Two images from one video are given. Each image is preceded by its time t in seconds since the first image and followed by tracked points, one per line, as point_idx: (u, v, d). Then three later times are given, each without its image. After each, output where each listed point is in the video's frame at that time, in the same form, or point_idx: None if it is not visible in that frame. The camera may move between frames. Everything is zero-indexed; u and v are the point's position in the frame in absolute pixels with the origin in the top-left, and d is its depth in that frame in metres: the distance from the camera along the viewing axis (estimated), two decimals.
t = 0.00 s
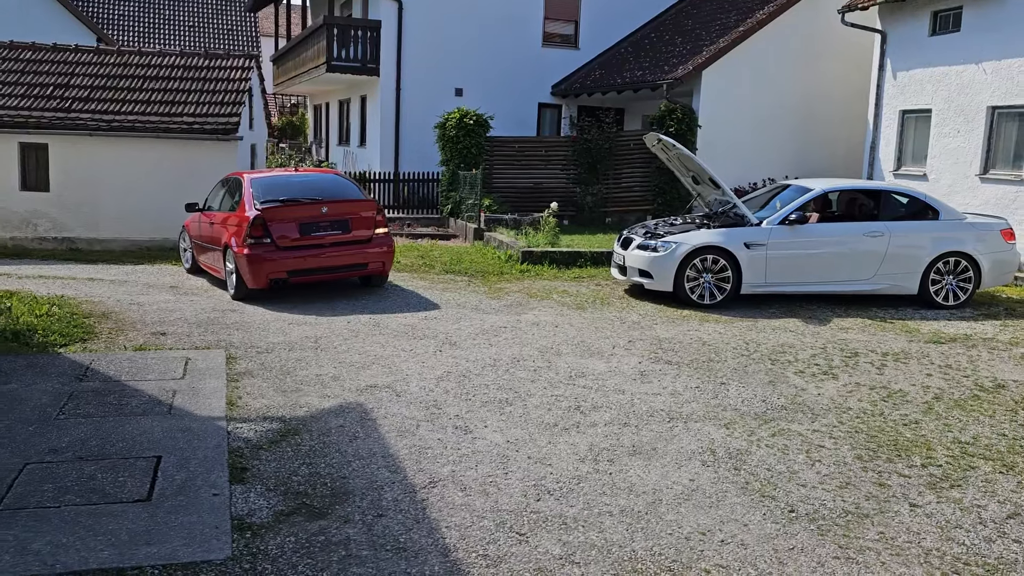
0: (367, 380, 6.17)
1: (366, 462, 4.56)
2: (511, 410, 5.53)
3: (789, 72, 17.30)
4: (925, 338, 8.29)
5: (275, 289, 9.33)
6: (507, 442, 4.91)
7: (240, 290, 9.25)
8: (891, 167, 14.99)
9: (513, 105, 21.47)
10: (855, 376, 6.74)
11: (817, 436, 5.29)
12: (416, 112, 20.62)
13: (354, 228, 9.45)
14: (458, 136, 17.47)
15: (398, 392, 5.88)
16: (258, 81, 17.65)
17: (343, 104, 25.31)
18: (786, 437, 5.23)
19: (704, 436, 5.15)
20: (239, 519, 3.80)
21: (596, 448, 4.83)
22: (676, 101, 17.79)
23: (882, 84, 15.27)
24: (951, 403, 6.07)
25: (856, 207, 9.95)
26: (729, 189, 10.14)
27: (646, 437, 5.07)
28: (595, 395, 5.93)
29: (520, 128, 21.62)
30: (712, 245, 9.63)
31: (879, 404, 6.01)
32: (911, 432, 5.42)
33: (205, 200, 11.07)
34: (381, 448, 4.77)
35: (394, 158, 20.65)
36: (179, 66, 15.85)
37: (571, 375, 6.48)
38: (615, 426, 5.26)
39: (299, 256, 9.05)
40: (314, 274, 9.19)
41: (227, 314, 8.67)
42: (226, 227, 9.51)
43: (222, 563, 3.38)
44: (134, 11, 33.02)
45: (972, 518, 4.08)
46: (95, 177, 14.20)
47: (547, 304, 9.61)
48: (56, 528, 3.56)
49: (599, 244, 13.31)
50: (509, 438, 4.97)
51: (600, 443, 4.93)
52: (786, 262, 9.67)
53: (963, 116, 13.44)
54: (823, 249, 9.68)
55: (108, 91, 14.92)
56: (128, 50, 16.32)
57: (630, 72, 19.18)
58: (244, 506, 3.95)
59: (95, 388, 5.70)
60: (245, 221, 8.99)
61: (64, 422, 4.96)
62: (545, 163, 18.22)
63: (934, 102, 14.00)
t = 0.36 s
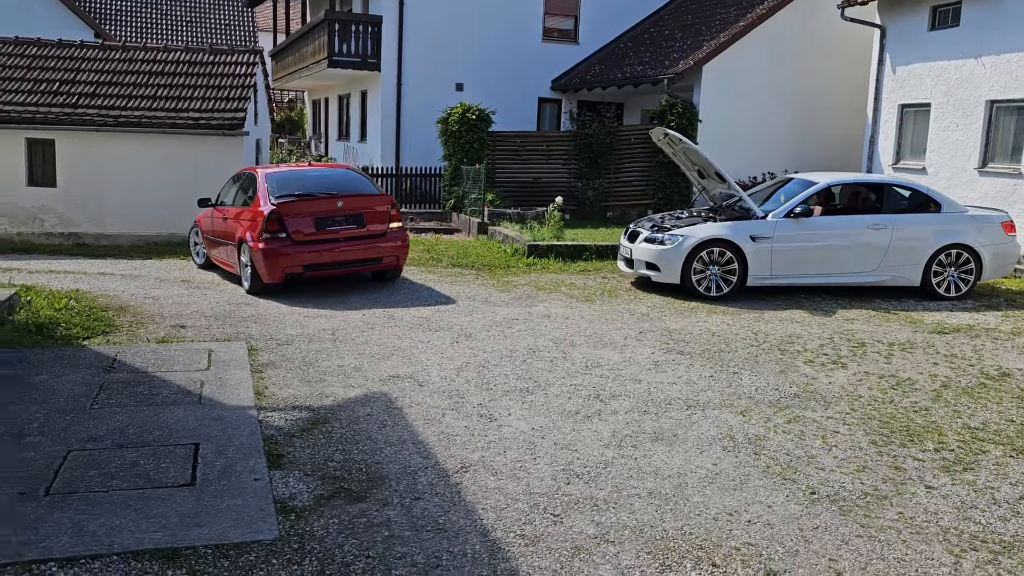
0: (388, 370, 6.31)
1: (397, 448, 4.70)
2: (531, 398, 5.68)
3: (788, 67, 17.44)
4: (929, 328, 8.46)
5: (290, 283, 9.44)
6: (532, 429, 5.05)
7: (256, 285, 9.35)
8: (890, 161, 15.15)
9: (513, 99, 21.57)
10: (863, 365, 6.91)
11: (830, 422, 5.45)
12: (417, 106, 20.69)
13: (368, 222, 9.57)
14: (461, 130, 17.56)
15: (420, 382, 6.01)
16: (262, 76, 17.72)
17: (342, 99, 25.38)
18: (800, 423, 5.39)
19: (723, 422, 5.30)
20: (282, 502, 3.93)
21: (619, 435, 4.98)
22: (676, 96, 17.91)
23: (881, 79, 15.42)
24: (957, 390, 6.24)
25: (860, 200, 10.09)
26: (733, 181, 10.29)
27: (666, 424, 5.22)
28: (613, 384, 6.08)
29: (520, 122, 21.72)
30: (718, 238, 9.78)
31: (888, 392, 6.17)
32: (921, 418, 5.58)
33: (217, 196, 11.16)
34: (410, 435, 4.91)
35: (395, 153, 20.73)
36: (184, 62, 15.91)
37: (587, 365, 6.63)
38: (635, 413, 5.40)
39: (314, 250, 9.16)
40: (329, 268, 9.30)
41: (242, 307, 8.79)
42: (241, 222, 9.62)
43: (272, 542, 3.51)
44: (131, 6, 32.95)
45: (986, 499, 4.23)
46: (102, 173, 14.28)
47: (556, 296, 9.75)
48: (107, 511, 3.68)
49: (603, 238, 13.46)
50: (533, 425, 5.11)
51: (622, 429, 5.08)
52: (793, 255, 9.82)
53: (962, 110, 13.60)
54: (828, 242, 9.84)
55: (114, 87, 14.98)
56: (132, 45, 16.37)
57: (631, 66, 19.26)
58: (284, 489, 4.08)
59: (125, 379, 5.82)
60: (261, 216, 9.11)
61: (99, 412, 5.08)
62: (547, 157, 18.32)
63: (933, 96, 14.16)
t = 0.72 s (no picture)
0: (405, 361, 6.48)
1: (420, 435, 4.87)
2: (546, 389, 5.85)
3: (789, 65, 17.61)
4: (930, 321, 8.64)
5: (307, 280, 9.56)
6: (549, 418, 5.23)
7: (273, 281, 9.47)
8: (890, 157, 15.32)
9: (516, 95, 21.71)
10: (866, 357, 7.08)
11: (836, 411, 5.63)
12: (420, 102, 20.80)
13: (386, 219, 9.65)
14: (465, 126, 17.71)
15: (437, 372, 6.18)
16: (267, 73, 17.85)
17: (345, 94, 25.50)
18: (807, 413, 5.56)
19: (732, 412, 5.48)
20: (314, 485, 4.11)
21: (633, 423, 5.15)
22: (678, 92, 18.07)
23: (881, 76, 15.58)
24: (958, 381, 6.42)
25: (862, 196, 10.27)
26: (737, 176, 10.46)
27: (677, 413, 5.40)
28: (624, 375, 6.25)
29: (523, 118, 21.86)
30: (723, 234, 9.94)
31: (891, 383, 6.35)
32: (923, 408, 5.76)
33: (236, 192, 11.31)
34: (431, 424, 5.08)
35: (399, 150, 20.73)
36: (191, 58, 16.06)
37: (598, 357, 6.80)
38: (647, 403, 5.58)
39: (332, 247, 9.26)
40: (347, 264, 9.40)
41: (256, 301, 8.95)
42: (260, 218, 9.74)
43: (308, 522, 3.68)
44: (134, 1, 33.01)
45: (987, 483, 4.41)
46: (111, 168, 14.41)
47: (563, 290, 9.92)
48: (148, 494, 3.85)
49: (608, 233, 13.63)
50: (550, 414, 5.29)
51: (635, 418, 5.26)
52: (797, 251, 10.00)
53: (961, 107, 13.77)
54: (832, 238, 10.01)
55: (122, 83, 15.13)
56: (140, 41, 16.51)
57: (633, 63, 19.38)
58: (314, 474, 4.25)
59: (150, 369, 5.98)
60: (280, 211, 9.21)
61: (129, 400, 5.25)
62: (550, 153, 18.47)
63: (933, 93, 14.32)
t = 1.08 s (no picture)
0: (410, 355, 6.68)
1: (428, 425, 5.08)
2: (548, 381, 6.06)
3: (784, 66, 17.85)
4: (920, 319, 8.86)
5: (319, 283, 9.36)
6: (551, 409, 5.43)
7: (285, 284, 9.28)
8: (883, 158, 15.56)
9: (514, 96, 21.91)
10: (858, 353, 7.31)
11: (827, 403, 5.85)
12: (419, 102, 20.97)
13: (402, 222, 9.40)
14: (463, 126, 17.90)
15: (442, 366, 6.39)
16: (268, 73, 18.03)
17: (344, 94, 25.67)
18: (798, 404, 5.79)
19: (727, 403, 5.70)
20: (330, 471, 4.30)
21: (632, 414, 5.36)
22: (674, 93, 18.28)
23: (874, 78, 15.81)
24: (945, 375, 6.65)
25: (855, 197, 10.50)
26: (732, 176, 10.65)
27: (674, 404, 5.61)
28: (622, 369, 6.46)
29: (520, 119, 22.06)
30: (718, 233, 10.16)
31: (880, 376, 6.57)
32: (910, 400, 5.98)
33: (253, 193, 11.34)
34: (438, 414, 5.28)
35: (397, 148, 20.93)
36: (193, 58, 16.24)
37: (597, 351, 7.02)
38: (645, 395, 5.79)
39: (345, 249, 9.03)
40: (360, 268, 9.16)
41: (262, 297, 9.13)
42: (274, 219, 9.58)
43: (327, 505, 3.88)
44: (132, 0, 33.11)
45: (970, 470, 4.63)
46: (114, 167, 14.56)
47: (562, 288, 10.12)
48: (173, 477, 4.04)
49: (606, 233, 13.84)
50: (552, 405, 5.50)
51: (635, 409, 5.46)
52: (791, 250, 10.22)
53: (952, 109, 14.01)
54: (825, 237, 10.23)
55: (125, 82, 15.29)
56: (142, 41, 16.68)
57: (630, 64, 19.58)
58: (330, 460, 4.44)
59: (163, 362, 6.16)
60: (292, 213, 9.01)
61: (146, 391, 5.43)
62: (547, 153, 18.69)
63: (925, 95, 14.56)
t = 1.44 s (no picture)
0: (412, 351, 6.83)
1: (433, 418, 5.23)
2: (547, 376, 6.22)
3: (776, 66, 18.03)
4: (910, 315, 9.05)
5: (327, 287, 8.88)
6: (552, 402, 5.60)
7: (292, 288, 8.78)
8: (873, 157, 15.76)
9: (508, 95, 22.03)
10: (849, 348, 7.49)
11: (818, 395, 6.03)
12: (413, 101, 21.08)
13: (413, 225, 8.88)
14: (458, 126, 17.97)
15: (444, 361, 6.54)
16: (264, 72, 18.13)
17: (338, 92, 25.74)
18: (791, 397, 5.97)
19: (722, 396, 5.87)
20: (340, 462, 4.45)
21: (630, 407, 5.53)
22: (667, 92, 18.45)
23: (865, 77, 16.01)
24: (933, 369, 6.84)
25: (845, 195, 10.69)
26: (725, 175, 10.81)
27: (670, 397, 5.78)
28: (619, 364, 6.63)
29: (514, 117, 22.18)
30: (711, 231, 10.34)
31: (871, 370, 6.76)
32: (899, 393, 6.17)
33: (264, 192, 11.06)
34: (442, 407, 5.44)
35: (392, 147, 21.04)
36: (190, 58, 16.34)
37: (596, 347, 7.18)
38: (642, 389, 5.95)
39: (354, 254, 8.51)
40: (369, 273, 8.65)
41: (264, 295, 9.24)
42: (282, 222, 9.10)
43: (339, 494, 4.03)
44: None
45: (957, 459, 4.81)
46: (112, 166, 14.65)
47: (559, 285, 10.26)
48: (189, 469, 4.18)
49: (601, 231, 13.98)
50: (553, 398, 5.66)
51: (633, 403, 5.63)
52: (783, 247, 10.40)
53: (942, 108, 14.21)
54: (816, 235, 10.41)
55: (122, 82, 15.37)
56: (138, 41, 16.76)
57: (623, 63, 19.73)
58: (339, 452, 4.59)
59: (171, 359, 6.29)
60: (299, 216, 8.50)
61: (156, 387, 5.56)
62: (541, 152, 18.81)
63: (914, 94, 14.76)
